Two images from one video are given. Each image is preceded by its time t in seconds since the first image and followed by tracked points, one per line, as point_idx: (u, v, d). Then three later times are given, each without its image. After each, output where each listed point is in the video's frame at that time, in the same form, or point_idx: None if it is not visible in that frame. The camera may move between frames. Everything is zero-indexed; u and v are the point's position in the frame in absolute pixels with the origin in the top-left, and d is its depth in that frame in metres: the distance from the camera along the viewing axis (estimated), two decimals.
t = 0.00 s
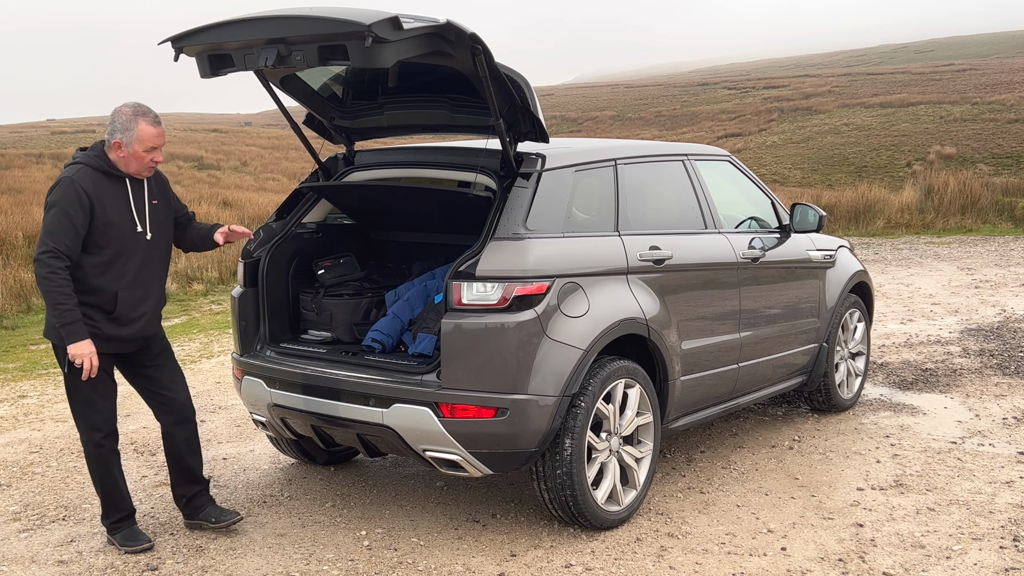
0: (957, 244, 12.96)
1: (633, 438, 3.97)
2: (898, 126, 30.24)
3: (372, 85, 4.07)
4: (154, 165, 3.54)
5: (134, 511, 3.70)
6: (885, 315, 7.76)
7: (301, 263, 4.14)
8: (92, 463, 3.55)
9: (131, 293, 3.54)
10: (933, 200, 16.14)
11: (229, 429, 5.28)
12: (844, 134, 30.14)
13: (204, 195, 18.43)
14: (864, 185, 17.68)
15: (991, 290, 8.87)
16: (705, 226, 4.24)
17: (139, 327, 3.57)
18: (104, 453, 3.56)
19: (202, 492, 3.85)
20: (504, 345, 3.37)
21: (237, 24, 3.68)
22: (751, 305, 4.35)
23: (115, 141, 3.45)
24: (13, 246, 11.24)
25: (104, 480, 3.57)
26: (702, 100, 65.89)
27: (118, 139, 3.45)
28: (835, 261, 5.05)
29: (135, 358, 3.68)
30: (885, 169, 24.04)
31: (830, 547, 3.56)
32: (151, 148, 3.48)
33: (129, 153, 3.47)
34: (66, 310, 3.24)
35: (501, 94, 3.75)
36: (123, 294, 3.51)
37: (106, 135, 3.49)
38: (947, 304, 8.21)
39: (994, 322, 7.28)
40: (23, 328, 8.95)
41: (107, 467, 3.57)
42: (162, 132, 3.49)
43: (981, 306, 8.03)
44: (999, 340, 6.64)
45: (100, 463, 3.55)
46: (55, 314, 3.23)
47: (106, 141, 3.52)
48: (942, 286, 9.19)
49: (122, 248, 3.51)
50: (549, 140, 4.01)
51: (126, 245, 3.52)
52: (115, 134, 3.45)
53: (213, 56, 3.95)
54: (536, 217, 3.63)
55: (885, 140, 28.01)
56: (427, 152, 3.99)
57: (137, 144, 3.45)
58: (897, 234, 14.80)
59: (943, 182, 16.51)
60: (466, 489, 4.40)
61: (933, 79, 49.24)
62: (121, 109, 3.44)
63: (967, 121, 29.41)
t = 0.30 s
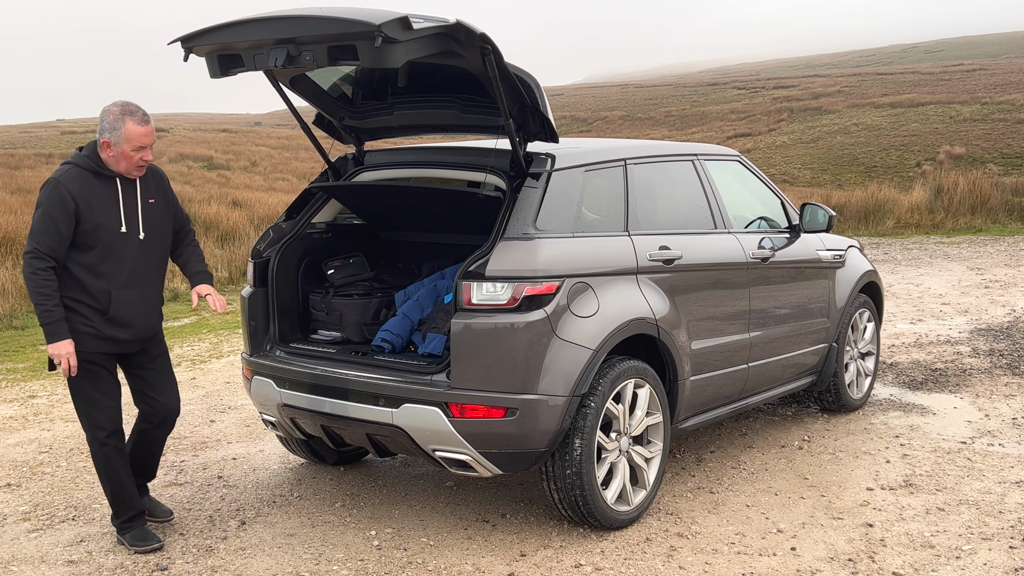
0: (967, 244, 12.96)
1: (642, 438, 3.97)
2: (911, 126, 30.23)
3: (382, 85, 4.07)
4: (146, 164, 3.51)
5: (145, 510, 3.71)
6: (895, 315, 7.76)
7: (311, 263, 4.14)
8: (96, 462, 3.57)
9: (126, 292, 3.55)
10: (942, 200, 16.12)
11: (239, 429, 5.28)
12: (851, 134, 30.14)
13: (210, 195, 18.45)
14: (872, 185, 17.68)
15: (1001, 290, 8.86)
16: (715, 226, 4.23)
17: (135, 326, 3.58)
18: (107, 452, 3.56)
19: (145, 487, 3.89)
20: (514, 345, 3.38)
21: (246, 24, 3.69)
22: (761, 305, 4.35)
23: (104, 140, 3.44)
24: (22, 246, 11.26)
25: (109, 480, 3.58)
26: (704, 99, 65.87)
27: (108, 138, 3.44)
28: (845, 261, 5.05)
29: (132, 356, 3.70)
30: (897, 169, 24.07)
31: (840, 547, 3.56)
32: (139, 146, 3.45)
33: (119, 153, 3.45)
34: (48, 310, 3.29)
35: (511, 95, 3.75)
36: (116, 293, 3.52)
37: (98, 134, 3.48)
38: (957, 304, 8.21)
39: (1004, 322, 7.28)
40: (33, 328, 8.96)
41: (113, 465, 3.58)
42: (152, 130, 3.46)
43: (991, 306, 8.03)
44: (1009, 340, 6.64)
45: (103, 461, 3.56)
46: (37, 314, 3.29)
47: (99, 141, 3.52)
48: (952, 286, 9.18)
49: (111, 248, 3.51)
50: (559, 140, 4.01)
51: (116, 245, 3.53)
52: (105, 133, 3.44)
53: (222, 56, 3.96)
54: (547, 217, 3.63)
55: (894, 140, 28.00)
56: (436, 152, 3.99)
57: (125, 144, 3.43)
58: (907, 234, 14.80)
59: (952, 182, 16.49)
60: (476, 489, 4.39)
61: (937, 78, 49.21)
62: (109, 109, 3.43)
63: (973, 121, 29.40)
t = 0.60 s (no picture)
0: (980, 244, 12.96)
1: (656, 438, 3.97)
2: (924, 126, 30.21)
3: (394, 85, 4.07)
4: (143, 160, 3.54)
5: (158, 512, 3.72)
6: (908, 315, 7.76)
7: (324, 263, 4.14)
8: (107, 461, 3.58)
9: (126, 291, 3.58)
10: (956, 200, 16.09)
11: (252, 429, 5.28)
12: (864, 134, 30.11)
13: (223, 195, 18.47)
14: (885, 184, 17.68)
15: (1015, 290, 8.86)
16: (728, 226, 4.23)
17: (135, 325, 3.62)
18: (120, 449, 3.58)
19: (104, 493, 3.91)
20: (528, 345, 3.38)
21: (259, 24, 3.69)
22: (774, 305, 4.35)
23: (101, 138, 3.45)
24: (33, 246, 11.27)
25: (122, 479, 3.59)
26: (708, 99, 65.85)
27: (104, 135, 3.45)
28: (858, 261, 5.05)
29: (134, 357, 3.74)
30: (911, 169, 24.08)
31: (853, 547, 3.56)
32: (136, 143, 3.48)
33: (116, 149, 3.48)
34: (43, 310, 3.34)
35: (524, 95, 3.75)
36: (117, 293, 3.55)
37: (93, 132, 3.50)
38: (971, 304, 8.21)
39: (1017, 322, 7.28)
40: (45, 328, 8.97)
41: (125, 460, 3.59)
42: (148, 127, 3.49)
43: (1005, 306, 8.03)
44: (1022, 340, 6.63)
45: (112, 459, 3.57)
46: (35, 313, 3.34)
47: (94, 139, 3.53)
48: (966, 287, 9.18)
49: (112, 248, 3.54)
50: (572, 140, 4.01)
51: (117, 244, 3.55)
52: (101, 130, 3.45)
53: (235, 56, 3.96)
54: (560, 217, 3.63)
55: (910, 140, 27.96)
56: (449, 152, 3.99)
57: (124, 140, 3.45)
58: (920, 234, 14.80)
59: (966, 182, 16.46)
60: (489, 489, 4.39)
61: (943, 78, 49.20)
62: (106, 107, 3.44)
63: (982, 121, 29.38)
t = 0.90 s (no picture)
0: (996, 244, 12.95)
1: (671, 438, 3.97)
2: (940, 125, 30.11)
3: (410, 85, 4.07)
4: (136, 161, 3.59)
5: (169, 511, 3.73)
6: (924, 315, 7.76)
7: (340, 263, 4.14)
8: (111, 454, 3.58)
9: (125, 287, 3.61)
10: (971, 200, 16.05)
11: (268, 429, 5.28)
12: (880, 134, 30.06)
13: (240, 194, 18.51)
14: (900, 184, 17.69)
15: None
16: (743, 226, 4.23)
17: (132, 320, 3.66)
18: (131, 441, 3.61)
19: (109, 497, 3.91)
20: (543, 345, 3.38)
21: (275, 24, 3.69)
22: (790, 305, 4.35)
23: (96, 138, 3.48)
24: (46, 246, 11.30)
25: (134, 474, 3.61)
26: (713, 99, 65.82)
27: (100, 136, 3.49)
28: (874, 261, 5.04)
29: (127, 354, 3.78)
30: (927, 169, 24.05)
31: (869, 547, 3.56)
32: (132, 144, 3.52)
33: (111, 150, 3.51)
34: (58, 306, 3.32)
35: (540, 95, 3.75)
36: (117, 290, 3.59)
37: (88, 133, 3.53)
38: (986, 303, 8.20)
39: None
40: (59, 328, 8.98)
41: (133, 451, 3.60)
42: (144, 130, 3.54)
43: (1020, 306, 8.02)
44: None
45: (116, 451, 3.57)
46: (48, 310, 3.32)
47: (88, 139, 3.55)
48: (981, 286, 9.18)
49: (113, 245, 3.57)
50: (587, 141, 4.01)
51: (118, 242, 3.58)
52: (97, 131, 3.49)
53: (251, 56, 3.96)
54: (576, 217, 3.63)
55: (926, 139, 27.90)
56: (464, 152, 3.99)
57: (119, 141, 3.49)
58: (934, 234, 14.78)
59: (981, 181, 16.42)
60: (505, 489, 4.39)
61: (951, 78, 49.17)
62: (102, 108, 3.48)
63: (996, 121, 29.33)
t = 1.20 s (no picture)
0: (1012, 244, 12.94)
1: (688, 438, 3.97)
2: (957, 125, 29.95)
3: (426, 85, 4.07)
4: (131, 157, 3.58)
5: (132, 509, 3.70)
6: (940, 315, 7.76)
7: (356, 263, 4.14)
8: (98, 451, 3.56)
9: (126, 282, 3.62)
10: (988, 200, 16.00)
11: (285, 429, 5.28)
12: (897, 134, 30.02)
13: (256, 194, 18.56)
14: (917, 184, 17.68)
15: None
16: (760, 226, 4.23)
17: (135, 314, 3.66)
18: (121, 436, 3.59)
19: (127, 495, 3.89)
20: (560, 345, 3.38)
21: (291, 24, 3.69)
22: (807, 305, 4.35)
23: (90, 133, 3.50)
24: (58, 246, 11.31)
25: (109, 470, 3.59)
26: (717, 99, 65.76)
27: (94, 131, 3.50)
28: (891, 261, 5.04)
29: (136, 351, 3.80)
30: (943, 168, 24.02)
31: (885, 547, 3.56)
32: (126, 139, 3.52)
33: (105, 144, 3.51)
34: (63, 299, 3.32)
35: (557, 95, 3.75)
36: (117, 285, 3.59)
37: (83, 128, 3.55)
38: (1003, 304, 8.19)
39: None
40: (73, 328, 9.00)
41: (126, 446, 3.60)
42: (139, 125, 3.54)
43: None
44: None
45: (107, 448, 3.56)
46: (55, 305, 3.32)
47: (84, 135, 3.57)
48: (998, 286, 9.17)
49: (109, 240, 3.57)
50: (604, 141, 4.01)
51: (114, 237, 3.59)
52: (91, 126, 3.50)
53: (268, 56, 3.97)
54: (593, 217, 3.63)
55: (942, 139, 27.85)
56: (480, 152, 3.99)
57: (112, 136, 3.49)
58: (951, 235, 14.76)
59: (998, 181, 16.37)
60: (521, 489, 4.39)
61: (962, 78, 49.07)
62: (97, 103, 3.50)
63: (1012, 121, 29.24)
